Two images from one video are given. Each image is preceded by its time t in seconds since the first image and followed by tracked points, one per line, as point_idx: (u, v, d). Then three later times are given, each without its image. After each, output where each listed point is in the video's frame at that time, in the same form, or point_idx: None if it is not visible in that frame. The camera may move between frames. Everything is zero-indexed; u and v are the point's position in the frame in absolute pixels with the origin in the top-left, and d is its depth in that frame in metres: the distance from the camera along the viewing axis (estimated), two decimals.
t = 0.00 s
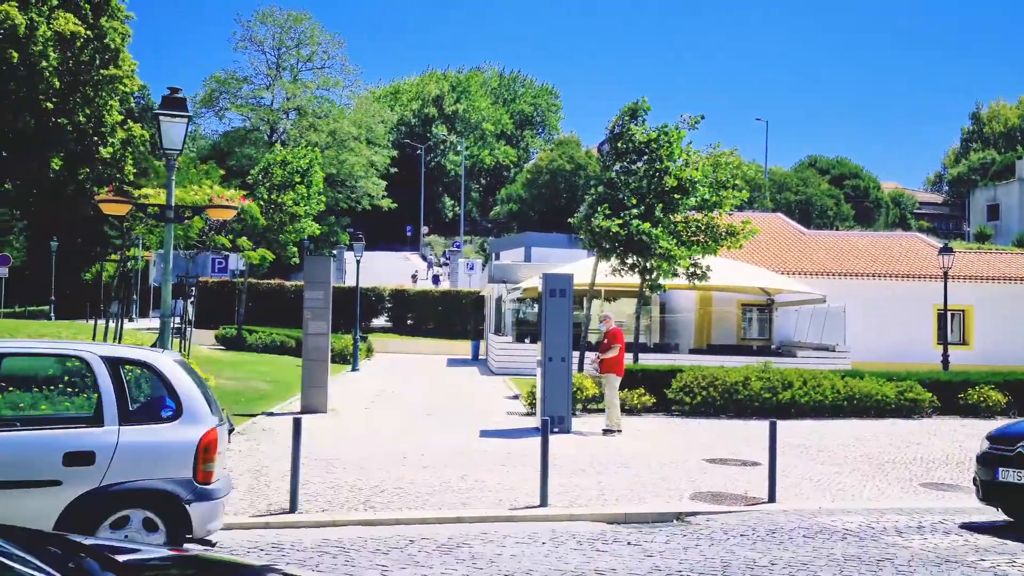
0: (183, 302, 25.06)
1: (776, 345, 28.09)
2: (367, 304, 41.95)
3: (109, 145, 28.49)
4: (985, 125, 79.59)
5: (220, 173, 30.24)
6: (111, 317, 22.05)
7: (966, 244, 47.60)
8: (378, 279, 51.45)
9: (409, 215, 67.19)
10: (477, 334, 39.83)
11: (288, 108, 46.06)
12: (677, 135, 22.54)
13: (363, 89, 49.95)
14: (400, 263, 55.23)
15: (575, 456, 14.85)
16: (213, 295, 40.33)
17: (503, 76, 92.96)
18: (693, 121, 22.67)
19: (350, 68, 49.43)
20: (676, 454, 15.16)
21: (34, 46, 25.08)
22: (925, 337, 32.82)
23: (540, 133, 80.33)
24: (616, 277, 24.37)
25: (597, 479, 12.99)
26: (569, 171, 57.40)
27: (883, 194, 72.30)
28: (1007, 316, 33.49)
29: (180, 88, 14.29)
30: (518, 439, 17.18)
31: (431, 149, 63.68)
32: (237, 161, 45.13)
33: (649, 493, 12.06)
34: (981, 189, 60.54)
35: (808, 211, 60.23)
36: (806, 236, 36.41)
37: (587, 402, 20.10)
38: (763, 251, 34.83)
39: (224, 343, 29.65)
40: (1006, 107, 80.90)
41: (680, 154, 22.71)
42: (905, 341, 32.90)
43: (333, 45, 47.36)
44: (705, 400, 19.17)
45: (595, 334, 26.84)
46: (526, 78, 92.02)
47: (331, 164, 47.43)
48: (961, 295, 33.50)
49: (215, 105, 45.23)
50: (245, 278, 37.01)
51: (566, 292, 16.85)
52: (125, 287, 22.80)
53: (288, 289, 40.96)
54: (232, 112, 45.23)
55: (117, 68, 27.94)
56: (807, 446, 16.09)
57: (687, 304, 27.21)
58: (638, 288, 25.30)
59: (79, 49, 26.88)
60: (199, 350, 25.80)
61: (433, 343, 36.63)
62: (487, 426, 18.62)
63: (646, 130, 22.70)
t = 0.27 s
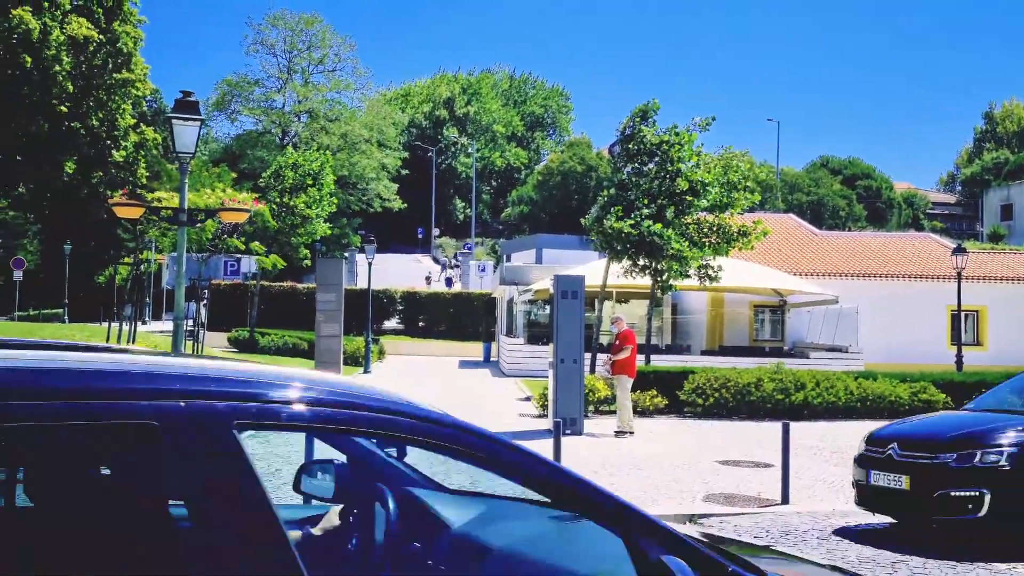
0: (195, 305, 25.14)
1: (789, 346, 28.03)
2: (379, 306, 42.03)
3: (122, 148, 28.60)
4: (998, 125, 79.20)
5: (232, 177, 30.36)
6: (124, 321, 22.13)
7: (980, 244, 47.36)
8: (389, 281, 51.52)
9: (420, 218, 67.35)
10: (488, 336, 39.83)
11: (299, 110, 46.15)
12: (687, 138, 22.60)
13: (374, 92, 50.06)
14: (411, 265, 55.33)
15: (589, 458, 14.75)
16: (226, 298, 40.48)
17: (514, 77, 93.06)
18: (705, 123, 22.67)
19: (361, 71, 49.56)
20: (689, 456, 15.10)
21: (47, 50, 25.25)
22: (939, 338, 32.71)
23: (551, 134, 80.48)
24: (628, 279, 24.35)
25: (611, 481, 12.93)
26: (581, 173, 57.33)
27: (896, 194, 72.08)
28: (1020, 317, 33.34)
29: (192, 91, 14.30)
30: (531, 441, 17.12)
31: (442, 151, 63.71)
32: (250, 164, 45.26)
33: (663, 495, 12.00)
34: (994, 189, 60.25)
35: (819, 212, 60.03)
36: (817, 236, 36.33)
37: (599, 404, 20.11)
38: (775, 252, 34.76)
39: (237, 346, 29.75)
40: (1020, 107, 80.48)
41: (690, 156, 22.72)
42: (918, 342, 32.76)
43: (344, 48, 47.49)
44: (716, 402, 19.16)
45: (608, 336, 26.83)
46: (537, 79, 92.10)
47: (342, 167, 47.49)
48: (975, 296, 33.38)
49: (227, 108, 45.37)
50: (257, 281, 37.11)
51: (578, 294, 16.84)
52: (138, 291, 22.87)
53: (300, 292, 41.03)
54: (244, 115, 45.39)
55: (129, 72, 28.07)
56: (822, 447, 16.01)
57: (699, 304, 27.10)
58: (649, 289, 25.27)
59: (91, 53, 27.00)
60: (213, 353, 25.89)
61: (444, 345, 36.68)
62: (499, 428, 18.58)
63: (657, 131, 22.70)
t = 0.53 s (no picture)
0: (208, 311, 25.19)
1: (800, 352, 28.22)
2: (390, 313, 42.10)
3: (134, 156, 28.77)
4: (1010, 131, 78.96)
5: (244, 184, 30.48)
6: (137, 327, 22.20)
7: (992, 250, 47.17)
8: (399, 287, 51.58)
9: (431, 224, 67.48)
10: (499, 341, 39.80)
11: (311, 117, 46.28)
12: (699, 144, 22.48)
13: (385, 98, 50.21)
14: (422, 272, 55.40)
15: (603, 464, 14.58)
16: (238, 304, 40.63)
17: (524, 84, 93.18)
18: (717, 129, 22.64)
19: (372, 78, 49.73)
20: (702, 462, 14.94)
21: (60, 59, 25.42)
22: (954, 344, 32.29)
23: (561, 141, 80.52)
24: (639, 285, 24.32)
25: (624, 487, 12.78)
26: (591, 179, 57.34)
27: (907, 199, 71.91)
28: None
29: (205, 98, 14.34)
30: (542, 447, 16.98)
31: (452, 158, 63.81)
32: (261, 171, 45.43)
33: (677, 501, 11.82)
34: (1007, 195, 60.02)
35: (831, 217, 59.89)
36: (830, 242, 36.18)
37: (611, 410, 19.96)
38: (786, 258, 34.67)
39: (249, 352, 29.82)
40: None
41: (702, 162, 22.51)
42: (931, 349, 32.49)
43: (355, 55, 47.64)
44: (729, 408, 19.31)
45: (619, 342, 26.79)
46: (547, 86, 92.24)
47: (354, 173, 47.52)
48: (987, 301, 33.23)
49: (238, 115, 45.55)
50: (268, 287, 37.22)
51: (589, 300, 16.82)
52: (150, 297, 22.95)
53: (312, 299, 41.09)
54: (256, 122, 45.57)
55: (142, 81, 28.22)
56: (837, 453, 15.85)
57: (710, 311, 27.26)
58: (660, 295, 25.22)
59: (104, 62, 27.19)
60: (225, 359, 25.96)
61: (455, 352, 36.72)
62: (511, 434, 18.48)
63: (668, 137, 22.52)
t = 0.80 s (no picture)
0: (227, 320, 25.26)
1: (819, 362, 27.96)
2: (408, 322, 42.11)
3: (155, 166, 29.03)
4: None
5: (264, 193, 30.68)
6: (155, 335, 22.33)
7: (1014, 258, 46.79)
8: (418, 296, 51.63)
9: (449, 233, 67.61)
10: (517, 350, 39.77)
11: (329, 127, 46.51)
12: (718, 151, 22.45)
13: (403, 108, 50.40)
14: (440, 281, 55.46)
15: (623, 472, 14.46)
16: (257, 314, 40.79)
17: (542, 94, 93.36)
18: (735, 136, 22.55)
19: (390, 88, 49.95)
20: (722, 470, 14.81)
21: (81, 70, 25.76)
22: (975, 354, 32.06)
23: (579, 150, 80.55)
24: (657, 293, 24.23)
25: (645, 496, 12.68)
26: (609, 188, 57.26)
27: (927, 208, 71.47)
28: None
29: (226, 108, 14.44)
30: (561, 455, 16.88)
31: (470, 167, 63.83)
32: (280, 180, 45.65)
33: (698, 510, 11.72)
34: None
35: (850, 225, 59.60)
36: (849, 250, 35.96)
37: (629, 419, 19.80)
38: (806, 267, 34.47)
39: (268, 361, 29.91)
40: None
41: (721, 170, 22.49)
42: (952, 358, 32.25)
43: (373, 65, 47.86)
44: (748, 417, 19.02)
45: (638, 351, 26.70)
46: (565, 95, 92.40)
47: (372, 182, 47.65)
48: (1009, 310, 32.93)
49: (258, 125, 45.82)
50: (286, 296, 37.34)
51: (608, 308, 16.73)
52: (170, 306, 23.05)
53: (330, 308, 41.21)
54: (275, 131, 45.85)
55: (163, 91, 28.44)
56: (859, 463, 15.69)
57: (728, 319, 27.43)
58: (679, 304, 25.12)
59: (125, 73, 27.53)
60: (244, 368, 26.02)
61: (473, 361, 36.76)
62: (530, 443, 18.39)
63: (688, 145, 22.70)
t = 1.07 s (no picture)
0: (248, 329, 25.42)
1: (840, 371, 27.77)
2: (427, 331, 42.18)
3: (176, 175, 29.23)
4: None
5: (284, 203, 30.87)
6: (176, 343, 22.47)
7: None
8: (437, 305, 51.68)
9: (468, 242, 67.80)
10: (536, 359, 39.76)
11: (349, 136, 46.76)
12: (738, 158, 22.32)
13: (422, 118, 50.59)
14: (459, 290, 55.56)
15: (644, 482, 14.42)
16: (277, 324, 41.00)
17: (561, 103, 93.49)
18: (755, 144, 22.45)
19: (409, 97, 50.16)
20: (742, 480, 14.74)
21: (103, 81, 25.98)
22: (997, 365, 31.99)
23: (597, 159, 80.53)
24: (677, 301, 24.16)
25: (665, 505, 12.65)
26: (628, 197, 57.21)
27: (949, 216, 70.94)
28: None
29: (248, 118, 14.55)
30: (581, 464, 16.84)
31: (489, 176, 63.87)
32: (300, 190, 45.92)
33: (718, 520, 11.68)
34: None
35: (870, 234, 59.27)
36: (869, 259, 35.78)
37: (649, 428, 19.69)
38: (827, 276, 34.26)
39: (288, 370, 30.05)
40: None
41: (741, 177, 22.41)
42: (975, 367, 32.08)
43: (393, 75, 48.07)
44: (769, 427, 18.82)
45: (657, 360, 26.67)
46: (583, 104, 92.49)
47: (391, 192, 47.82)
48: None
49: (278, 135, 46.11)
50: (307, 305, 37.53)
51: (627, 317, 16.66)
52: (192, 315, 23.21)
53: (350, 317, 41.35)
54: (296, 141, 46.15)
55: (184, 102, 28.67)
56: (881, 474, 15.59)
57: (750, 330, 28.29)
58: (699, 312, 25.02)
59: (147, 83, 27.76)
60: (265, 377, 26.14)
61: (493, 369, 36.74)
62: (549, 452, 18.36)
63: (707, 152, 22.59)
